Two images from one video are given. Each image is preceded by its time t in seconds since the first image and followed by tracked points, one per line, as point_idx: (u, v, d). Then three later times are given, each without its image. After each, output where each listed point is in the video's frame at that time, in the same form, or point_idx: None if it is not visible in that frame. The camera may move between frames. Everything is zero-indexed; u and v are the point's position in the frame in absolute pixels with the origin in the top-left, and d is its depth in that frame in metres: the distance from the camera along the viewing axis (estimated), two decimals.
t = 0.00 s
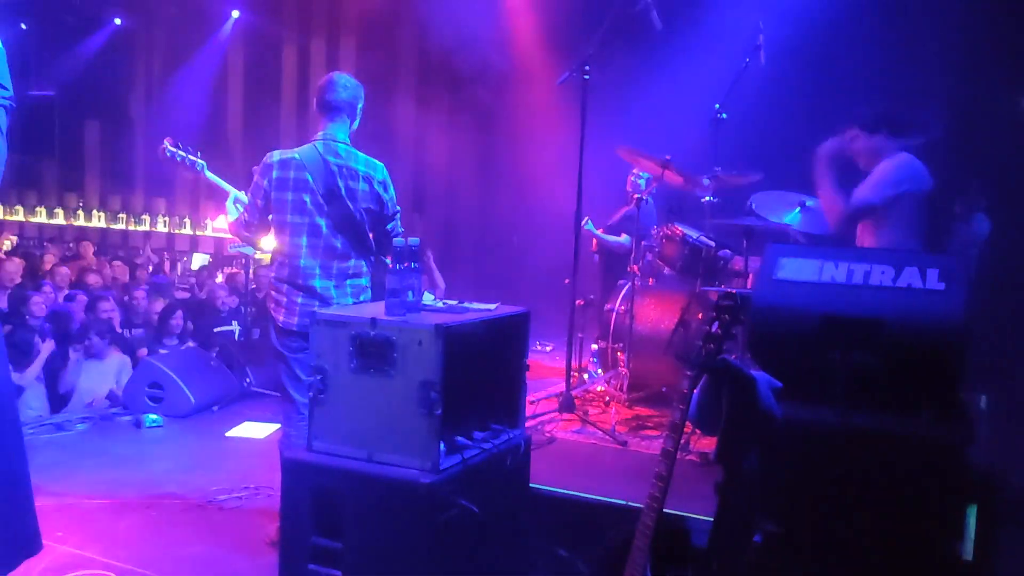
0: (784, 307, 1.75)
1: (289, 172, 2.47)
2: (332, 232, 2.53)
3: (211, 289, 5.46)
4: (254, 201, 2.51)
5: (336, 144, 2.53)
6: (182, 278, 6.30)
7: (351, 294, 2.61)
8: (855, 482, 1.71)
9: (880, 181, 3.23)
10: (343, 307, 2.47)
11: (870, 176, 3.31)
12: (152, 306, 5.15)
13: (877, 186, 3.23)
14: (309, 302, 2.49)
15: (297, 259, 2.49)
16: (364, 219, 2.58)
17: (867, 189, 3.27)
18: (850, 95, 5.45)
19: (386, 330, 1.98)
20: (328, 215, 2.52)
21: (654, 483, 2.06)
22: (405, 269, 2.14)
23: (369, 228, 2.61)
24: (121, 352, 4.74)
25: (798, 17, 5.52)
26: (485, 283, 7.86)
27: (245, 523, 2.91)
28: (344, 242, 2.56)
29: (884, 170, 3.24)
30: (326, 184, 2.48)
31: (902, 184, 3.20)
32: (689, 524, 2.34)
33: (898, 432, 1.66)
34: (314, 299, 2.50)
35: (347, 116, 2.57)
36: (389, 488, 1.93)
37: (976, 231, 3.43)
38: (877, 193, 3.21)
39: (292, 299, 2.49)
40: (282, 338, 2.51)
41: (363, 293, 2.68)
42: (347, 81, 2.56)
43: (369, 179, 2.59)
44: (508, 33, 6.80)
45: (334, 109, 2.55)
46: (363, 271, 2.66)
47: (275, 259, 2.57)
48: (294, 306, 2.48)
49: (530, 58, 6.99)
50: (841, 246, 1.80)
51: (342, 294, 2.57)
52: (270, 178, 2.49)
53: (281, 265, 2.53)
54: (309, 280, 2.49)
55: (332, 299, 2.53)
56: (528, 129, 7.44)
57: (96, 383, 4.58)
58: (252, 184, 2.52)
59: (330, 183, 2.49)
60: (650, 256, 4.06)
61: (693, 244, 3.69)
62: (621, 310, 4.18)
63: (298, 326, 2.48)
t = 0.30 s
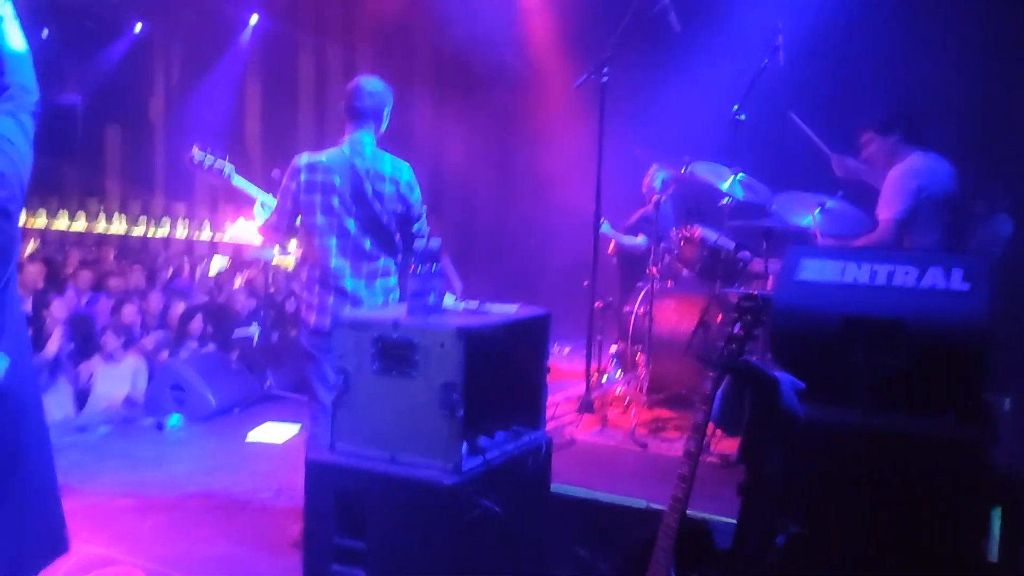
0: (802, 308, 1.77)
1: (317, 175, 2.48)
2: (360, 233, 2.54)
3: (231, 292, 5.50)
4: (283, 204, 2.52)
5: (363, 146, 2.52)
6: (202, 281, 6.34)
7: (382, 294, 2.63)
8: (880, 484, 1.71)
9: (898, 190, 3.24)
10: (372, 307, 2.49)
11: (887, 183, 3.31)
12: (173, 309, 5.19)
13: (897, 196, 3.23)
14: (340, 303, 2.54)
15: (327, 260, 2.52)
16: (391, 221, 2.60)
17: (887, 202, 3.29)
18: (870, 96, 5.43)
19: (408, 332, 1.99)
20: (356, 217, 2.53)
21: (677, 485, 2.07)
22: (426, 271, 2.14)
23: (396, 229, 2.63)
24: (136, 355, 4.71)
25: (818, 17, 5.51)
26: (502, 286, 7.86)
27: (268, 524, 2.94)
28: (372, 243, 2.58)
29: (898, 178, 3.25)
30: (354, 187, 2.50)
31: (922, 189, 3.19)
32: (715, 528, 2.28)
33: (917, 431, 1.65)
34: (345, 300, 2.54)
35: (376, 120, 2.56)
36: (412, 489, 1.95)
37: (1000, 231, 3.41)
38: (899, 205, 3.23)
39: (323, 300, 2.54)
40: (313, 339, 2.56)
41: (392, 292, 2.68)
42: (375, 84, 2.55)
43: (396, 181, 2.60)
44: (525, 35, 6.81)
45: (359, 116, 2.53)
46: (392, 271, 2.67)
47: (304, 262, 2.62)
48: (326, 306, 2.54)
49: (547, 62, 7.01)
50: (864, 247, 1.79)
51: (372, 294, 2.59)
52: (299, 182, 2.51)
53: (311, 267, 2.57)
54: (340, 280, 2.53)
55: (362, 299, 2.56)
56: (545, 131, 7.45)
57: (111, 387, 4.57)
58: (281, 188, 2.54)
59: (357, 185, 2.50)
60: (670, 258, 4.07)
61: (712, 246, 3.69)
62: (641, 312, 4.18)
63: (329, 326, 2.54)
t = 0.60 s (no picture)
0: (819, 316, 1.69)
1: (338, 181, 2.53)
2: (380, 240, 2.55)
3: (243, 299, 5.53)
4: (304, 210, 2.56)
5: (383, 153, 2.54)
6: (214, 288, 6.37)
7: (403, 301, 2.62)
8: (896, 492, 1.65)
9: (923, 192, 3.21)
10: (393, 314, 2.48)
11: (905, 187, 3.28)
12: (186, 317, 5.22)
13: (925, 197, 3.19)
14: (362, 309, 2.55)
15: (349, 266, 2.54)
16: (411, 228, 2.59)
17: (913, 202, 3.22)
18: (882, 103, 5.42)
19: (422, 340, 2.00)
20: (376, 223, 2.54)
21: (691, 493, 2.09)
22: (439, 278, 2.15)
23: (415, 237, 2.62)
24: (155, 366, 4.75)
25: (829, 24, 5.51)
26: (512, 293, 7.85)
27: (282, 531, 2.95)
28: (393, 249, 2.58)
29: (921, 181, 3.24)
30: (374, 194, 2.52)
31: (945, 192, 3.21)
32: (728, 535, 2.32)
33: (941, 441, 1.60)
34: (367, 306, 2.55)
35: (398, 129, 2.57)
36: (425, 496, 1.96)
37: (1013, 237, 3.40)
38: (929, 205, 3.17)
39: (345, 305, 2.56)
40: (333, 344, 2.56)
41: (412, 299, 2.67)
42: (396, 93, 2.55)
43: (416, 187, 2.59)
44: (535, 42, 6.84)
45: (380, 124, 2.55)
46: (413, 278, 2.65)
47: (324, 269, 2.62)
48: (347, 312, 2.55)
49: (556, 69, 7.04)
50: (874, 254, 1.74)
51: (392, 300, 2.58)
52: (320, 188, 2.55)
53: (333, 273, 2.57)
54: (362, 287, 2.54)
55: (384, 305, 2.56)
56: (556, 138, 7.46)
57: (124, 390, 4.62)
58: (302, 195, 2.57)
59: (377, 192, 2.52)
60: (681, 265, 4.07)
61: (725, 251, 3.65)
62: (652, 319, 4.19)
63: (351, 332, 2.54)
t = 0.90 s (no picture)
0: (833, 322, 1.62)
1: (359, 189, 2.52)
2: (400, 247, 2.59)
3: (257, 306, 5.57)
4: (324, 218, 2.55)
5: (404, 163, 2.58)
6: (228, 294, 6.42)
7: (422, 307, 2.66)
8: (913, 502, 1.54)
9: (937, 199, 3.21)
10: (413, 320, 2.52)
11: (919, 195, 3.29)
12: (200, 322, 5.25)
13: (938, 203, 3.19)
14: (382, 316, 2.57)
15: (369, 273, 2.55)
16: (430, 235, 2.64)
17: (926, 209, 3.22)
18: (896, 109, 5.41)
19: (437, 347, 2.01)
20: (396, 231, 2.57)
21: (706, 500, 2.07)
22: (455, 286, 2.17)
23: (434, 244, 2.67)
24: (170, 371, 4.80)
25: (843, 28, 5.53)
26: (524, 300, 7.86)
27: (297, 537, 2.96)
28: (412, 256, 2.62)
29: (934, 189, 3.24)
30: (394, 202, 2.54)
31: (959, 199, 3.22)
32: (744, 543, 2.33)
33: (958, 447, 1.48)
34: (387, 313, 2.57)
35: (417, 138, 2.61)
36: (439, 503, 1.96)
37: None
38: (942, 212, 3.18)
39: (366, 312, 2.57)
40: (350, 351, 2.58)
41: (431, 305, 2.72)
42: (418, 103, 2.59)
43: (435, 196, 2.64)
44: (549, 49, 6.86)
45: (400, 134, 2.59)
46: (431, 284, 2.70)
47: (344, 276, 2.63)
48: (367, 319, 2.57)
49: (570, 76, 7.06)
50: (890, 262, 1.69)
51: (412, 306, 2.61)
52: (341, 196, 2.54)
53: (354, 280, 2.59)
54: (382, 294, 2.56)
55: (404, 312, 2.59)
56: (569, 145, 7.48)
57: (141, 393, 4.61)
58: (323, 202, 2.56)
59: (398, 200, 2.54)
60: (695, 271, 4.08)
61: (738, 259, 3.66)
62: (665, 326, 4.20)
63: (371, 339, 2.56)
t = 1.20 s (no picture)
0: (853, 333, 1.55)
1: (376, 199, 2.55)
2: (417, 255, 2.60)
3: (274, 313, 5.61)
4: (344, 227, 2.60)
5: (421, 172, 2.60)
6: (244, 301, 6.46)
7: (439, 315, 2.67)
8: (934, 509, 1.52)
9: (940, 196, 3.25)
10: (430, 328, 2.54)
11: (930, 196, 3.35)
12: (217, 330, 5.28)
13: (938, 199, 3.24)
14: (400, 324, 2.59)
15: (386, 282, 2.57)
16: (447, 244, 2.64)
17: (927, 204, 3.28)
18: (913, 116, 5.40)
19: (456, 354, 2.02)
20: (413, 239, 2.58)
21: (725, 507, 2.07)
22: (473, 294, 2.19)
23: (451, 252, 2.67)
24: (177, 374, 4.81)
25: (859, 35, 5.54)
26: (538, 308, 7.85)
27: (314, 544, 2.97)
28: (429, 264, 2.63)
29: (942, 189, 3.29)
30: (411, 210, 2.56)
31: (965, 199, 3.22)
32: (763, 551, 2.33)
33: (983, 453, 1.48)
34: (404, 321, 2.59)
35: (434, 145, 2.63)
36: (459, 509, 1.97)
37: None
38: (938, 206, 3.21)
39: (383, 320, 2.59)
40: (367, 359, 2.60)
41: (449, 313, 2.72)
42: (434, 111, 2.61)
43: (452, 204, 2.64)
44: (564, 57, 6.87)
45: (418, 143, 2.62)
46: (449, 292, 2.71)
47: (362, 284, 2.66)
48: (384, 327, 2.59)
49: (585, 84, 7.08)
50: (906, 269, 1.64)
51: (429, 315, 2.63)
52: (359, 206, 2.58)
53: (371, 288, 2.61)
54: (400, 302, 2.58)
55: (421, 320, 2.61)
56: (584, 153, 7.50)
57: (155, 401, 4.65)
58: (342, 212, 2.60)
59: (415, 209, 2.56)
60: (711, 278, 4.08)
61: (754, 266, 3.68)
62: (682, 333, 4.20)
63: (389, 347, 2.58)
